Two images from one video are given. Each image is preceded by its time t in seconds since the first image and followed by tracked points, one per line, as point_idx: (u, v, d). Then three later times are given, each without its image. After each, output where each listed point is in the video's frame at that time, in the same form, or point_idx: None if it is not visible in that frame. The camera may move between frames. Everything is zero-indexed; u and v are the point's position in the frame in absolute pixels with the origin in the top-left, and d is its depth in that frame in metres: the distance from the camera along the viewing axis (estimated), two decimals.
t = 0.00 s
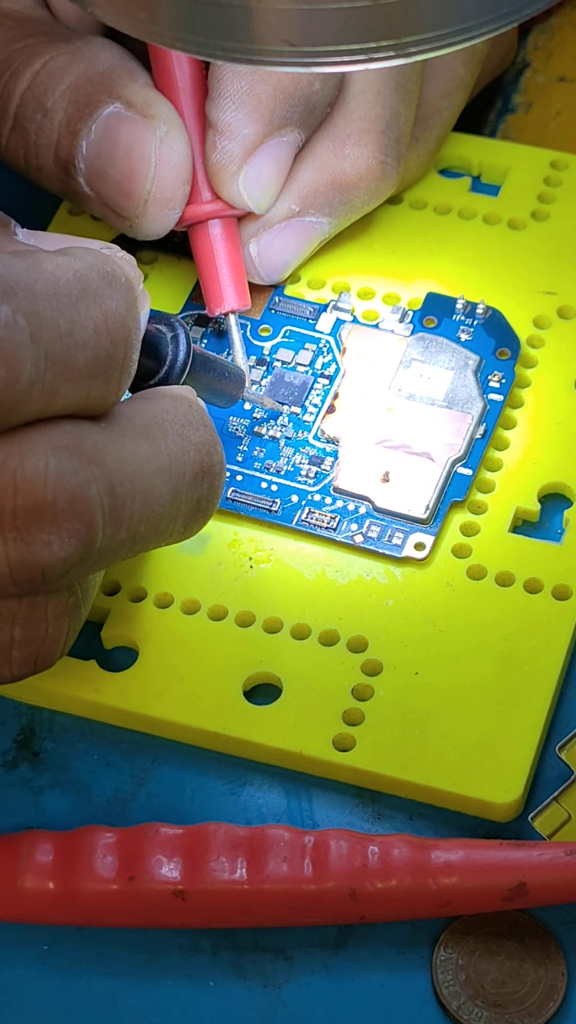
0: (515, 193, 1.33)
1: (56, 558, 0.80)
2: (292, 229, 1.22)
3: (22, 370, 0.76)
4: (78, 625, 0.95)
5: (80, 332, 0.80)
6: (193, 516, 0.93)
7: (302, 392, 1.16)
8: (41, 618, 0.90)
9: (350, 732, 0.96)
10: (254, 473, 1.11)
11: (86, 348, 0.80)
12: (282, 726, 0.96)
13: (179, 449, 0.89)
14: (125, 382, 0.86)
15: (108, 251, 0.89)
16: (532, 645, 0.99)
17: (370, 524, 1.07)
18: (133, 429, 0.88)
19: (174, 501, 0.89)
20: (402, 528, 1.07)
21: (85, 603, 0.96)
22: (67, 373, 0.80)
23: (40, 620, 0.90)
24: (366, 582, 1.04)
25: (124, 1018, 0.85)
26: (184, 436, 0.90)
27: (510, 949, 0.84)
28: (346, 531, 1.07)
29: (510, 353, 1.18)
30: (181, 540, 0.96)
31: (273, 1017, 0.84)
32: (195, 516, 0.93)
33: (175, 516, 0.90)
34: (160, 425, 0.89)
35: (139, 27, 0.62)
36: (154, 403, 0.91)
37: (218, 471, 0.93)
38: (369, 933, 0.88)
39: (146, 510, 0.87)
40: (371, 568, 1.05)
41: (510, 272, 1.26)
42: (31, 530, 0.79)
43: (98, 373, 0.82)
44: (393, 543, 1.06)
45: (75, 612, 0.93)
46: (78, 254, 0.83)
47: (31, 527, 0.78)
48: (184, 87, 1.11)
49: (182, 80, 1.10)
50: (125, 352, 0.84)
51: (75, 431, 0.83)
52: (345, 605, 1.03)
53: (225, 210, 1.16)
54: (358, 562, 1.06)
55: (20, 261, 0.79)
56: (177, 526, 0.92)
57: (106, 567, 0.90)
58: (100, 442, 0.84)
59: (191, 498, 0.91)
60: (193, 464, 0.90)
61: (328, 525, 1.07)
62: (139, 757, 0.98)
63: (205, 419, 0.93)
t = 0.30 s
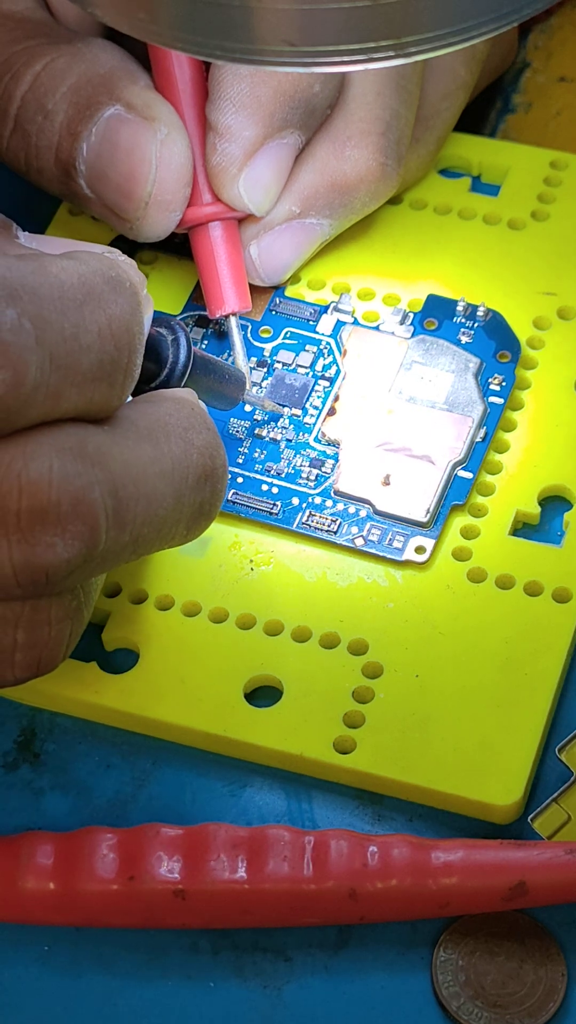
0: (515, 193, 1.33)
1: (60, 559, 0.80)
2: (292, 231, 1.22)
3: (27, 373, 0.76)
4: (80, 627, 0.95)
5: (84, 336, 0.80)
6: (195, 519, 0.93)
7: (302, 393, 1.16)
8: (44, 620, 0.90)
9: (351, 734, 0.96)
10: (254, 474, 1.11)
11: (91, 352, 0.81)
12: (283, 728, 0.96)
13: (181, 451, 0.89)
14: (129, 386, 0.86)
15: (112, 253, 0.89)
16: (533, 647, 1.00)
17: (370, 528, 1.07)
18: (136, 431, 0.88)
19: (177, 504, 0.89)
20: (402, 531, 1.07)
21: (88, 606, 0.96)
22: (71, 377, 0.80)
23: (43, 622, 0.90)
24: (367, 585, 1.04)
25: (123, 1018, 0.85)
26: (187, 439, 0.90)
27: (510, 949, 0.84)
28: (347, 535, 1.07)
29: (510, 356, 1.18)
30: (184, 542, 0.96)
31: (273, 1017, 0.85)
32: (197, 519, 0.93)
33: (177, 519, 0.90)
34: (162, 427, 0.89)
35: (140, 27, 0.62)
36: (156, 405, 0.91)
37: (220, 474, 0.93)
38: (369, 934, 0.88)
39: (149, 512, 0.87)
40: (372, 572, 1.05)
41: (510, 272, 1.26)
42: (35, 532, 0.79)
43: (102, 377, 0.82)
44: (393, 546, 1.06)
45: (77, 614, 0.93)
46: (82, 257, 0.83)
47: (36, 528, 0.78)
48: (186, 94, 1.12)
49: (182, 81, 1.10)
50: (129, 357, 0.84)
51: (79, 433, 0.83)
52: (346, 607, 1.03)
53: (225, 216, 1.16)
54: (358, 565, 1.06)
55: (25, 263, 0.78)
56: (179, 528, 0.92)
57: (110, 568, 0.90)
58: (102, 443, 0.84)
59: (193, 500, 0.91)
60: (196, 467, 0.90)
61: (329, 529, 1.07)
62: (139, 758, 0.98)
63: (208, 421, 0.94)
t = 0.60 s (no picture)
0: (515, 193, 1.33)
1: (60, 558, 0.80)
2: (292, 231, 1.22)
3: (28, 372, 0.76)
4: (81, 627, 0.95)
5: (84, 336, 0.80)
6: (196, 518, 0.93)
7: (302, 393, 1.16)
8: (45, 619, 0.90)
9: (351, 734, 0.96)
10: (254, 475, 1.11)
11: (91, 352, 0.81)
12: (283, 728, 0.96)
13: (182, 450, 0.89)
14: (129, 385, 0.86)
15: (112, 252, 0.89)
16: (533, 647, 1.00)
17: (370, 528, 1.07)
18: (137, 430, 0.88)
19: (178, 503, 0.89)
20: (402, 531, 1.07)
21: (89, 606, 0.96)
22: (71, 376, 0.80)
23: (44, 621, 0.90)
24: (367, 585, 1.04)
25: (124, 1017, 0.85)
26: (188, 438, 0.90)
27: (510, 949, 0.85)
28: (347, 535, 1.07)
29: (510, 356, 1.18)
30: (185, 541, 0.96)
31: (272, 1017, 0.85)
32: (197, 518, 0.93)
33: (178, 518, 0.90)
34: (163, 426, 0.89)
35: (140, 27, 0.62)
36: (157, 404, 0.91)
37: (221, 473, 0.93)
38: (369, 934, 0.88)
39: (150, 512, 0.87)
40: (372, 571, 1.05)
41: (510, 272, 1.26)
42: (36, 531, 0.79)
43: (102, 376, 0.82)
44: (393, 546, 1.06)
45: (78, 614, 0.93)
46: (82, 257, 0.83)
47: (36, 527, 0.79)
48: (184, 92, 1.12)
49: (182, 81, 1.11)
50: (129, 357, 0.84)
51: (79, 432, 0.83)
52: (346, 608, 1.03)
53: (225, 215, 1.16)
54: (358, 565, 1.06)
55: (26, 262, 0.79)
56: (180, 528, 0.92)
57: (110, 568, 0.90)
58: (102, 443, 0.84)
59: (194, 500, 0.91)
60: (196, 466, 0.90)
61: (329, 529, 1.07)
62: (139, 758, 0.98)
63: (208, 420, 0.93)
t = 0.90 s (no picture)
0: (515, 193, 1.33)
1: (61, 557, 0.80)
2: (292, 230, 1.22)
3: (29, 371, 0.76)
4: (82, 626, 0.95)
5: (84, 335, 0.80)
6: (196, 518, 0.93)
7: (302, 393, 1.16)
8: (46, 619, 0.90)
9: (351, 734, 0.96)
10: (254, 474, 1.11)
11: (91, 351, 0.81)
12: (283, 728, 0.96)
13: (182, 450, 0.89)
14: (129, 385, 0.86)
15: (112, 253, 0.89)
16: (533, 647, 1.00)
17: (370, 528, 1.07)
18: (137, 430, 0.88)
19: (178, 502, 0.89)
20: (402, 531, 1.07)
21: (89, 606, 0.96)
22: (72, 376, 0.80)
23: (45, 621, 0.90)
24: (367, 585, 1.04)
25: (124, 1017, 0.85)
26: (187, 438, 0.90)
27: (510, 949, 0.85)
28: (347, 534, 1.07)
29: (510, 356, 1.18)
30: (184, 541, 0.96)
31: (272, 1017, 0.85)
32: (197, 518, 0.93)
33: (178, 517, 0.90)
34: (162, 426, 0.89)
35: (140, 27, 0.62)
36: (157, 404, 0.91)
37: (221, 472, 0.93)
38: (369, 934, 0.88)
39: (150, 511, 0.87)
40: (372, 571, 1.05)
41: (510, 272, 1.26)
42: (36, 530, 0.79)
43: (102, 376, 0.82)
44: (393, 546, 1.06)
45: (79, 613, 0.93)
46: (82, 257, 0.83)
47: (36, 526, 0.79)
48: (183, 91, 1.12)
49: (182, 81, 1.11)
50: (128, 356, 0.84)
51: (79, 431, 0.83)
52: (346, 608, 1.03)
53: (225, 215, 1.16)
54: (358, 565, 1.06)
55: (26, 262, 0.79)
56: (180, 527, 0.92)
57: (110, 568, 0.90)
58: (104, 442, 0.84)
59: (194, 500, 0.91)
60: (197, 466, 0.90)
61: (329, 529, 1.07)
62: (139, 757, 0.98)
63: (208, 420, 0.93)
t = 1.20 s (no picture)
0: (515, 193, 1.33)
1: (51, 556, 0.81)
2: (292, 230, 1.22)
3: (13, 369, 0.76)
4: (75, 622, 0.95)
5: (71, 330, 0.80)
6: (188, 511, 0.93)
7: (302, 393, 1.16)
8: (39, 616, 0.90)
9: (351, 734, 0.96)
10: (254, 474, 1.11)
11: (78, 346, 0.80)
12: (283, 728, 0.96)
13: (174, 443, 0.89)
14: (117, 380, 0.86)
15: (98, 246, 0.89)
16: (533, 647, 0.99)
17: (370, 527, 1.07)
18: (127, 424, 0.87)
19: (170, 496, 0.89)
20: (402, 530, 1.07)
21: (84, 600, 0.96)
22: (59, 372, 0.80)
23: (38, 617, 0.90)
24: (367, 586, 1.04)
25: (124, 1018, 0.85)
26: (179, 431, 0.90)
27: (510, 949, 0.84)
28: (347, 534, 1.07)
29: (510, 356, 1.18)
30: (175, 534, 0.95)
31: (272, 1017, 0.85)
32: (190, 511, 0.93)
33: (170, 510, 0.90)
34: (153, 419, 0.89)
35: (141, 27, 0.62)
36: (148, 397, 0.91)
37: (213, 465, 0.93)
38: (368, 933, 0.88)
39: (142, 506, 0.87)
40: (371, 571, 1.05)
41: (510, 272, 1.26)
42: (25, 530, 0.79)
43: (91, 371, 0.82)
44: (393, 545, 1.06)
45: (72, 608, 0.93)
46: (68, 251, 0.83)
47: (25, 526, 0.79)
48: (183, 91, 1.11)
49: (182, 81, 1.10)
50: (116, 350, 0.84)
51: (68, 429, 0.83)
52: (346, 608, 1.03)
53: (225, 215, 1.16)
54: (358, 565, 1.06)
55: (11, 260, 0.79)
56: (171, 521, 0.92)
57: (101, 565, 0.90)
58: (101, 440, 0.84)
59: (186, 493, 0.91)
60: (188, 459, 0.90)
61: (329, 528, 1.07)
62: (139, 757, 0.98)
63: (200, 412, 0.93)
